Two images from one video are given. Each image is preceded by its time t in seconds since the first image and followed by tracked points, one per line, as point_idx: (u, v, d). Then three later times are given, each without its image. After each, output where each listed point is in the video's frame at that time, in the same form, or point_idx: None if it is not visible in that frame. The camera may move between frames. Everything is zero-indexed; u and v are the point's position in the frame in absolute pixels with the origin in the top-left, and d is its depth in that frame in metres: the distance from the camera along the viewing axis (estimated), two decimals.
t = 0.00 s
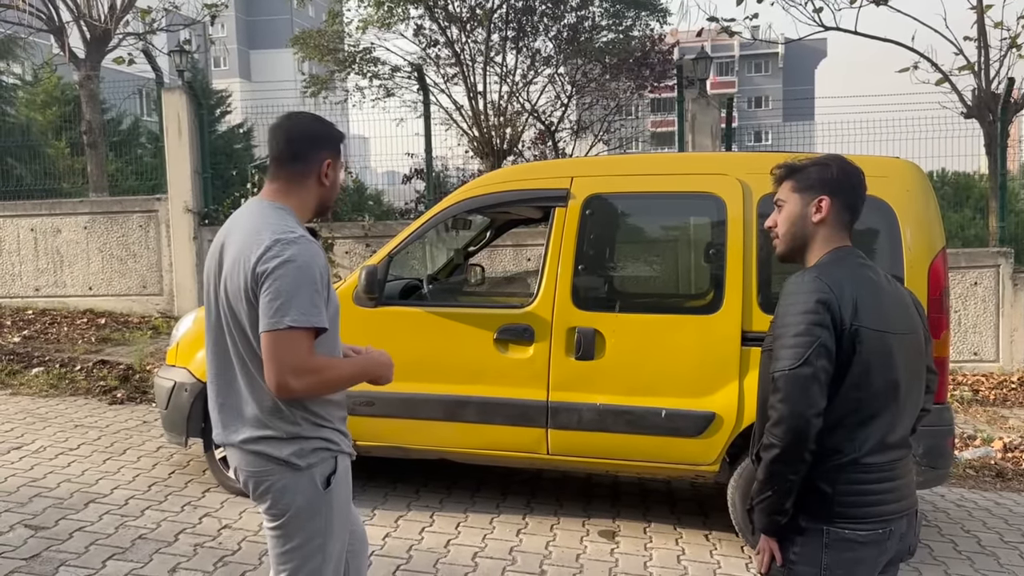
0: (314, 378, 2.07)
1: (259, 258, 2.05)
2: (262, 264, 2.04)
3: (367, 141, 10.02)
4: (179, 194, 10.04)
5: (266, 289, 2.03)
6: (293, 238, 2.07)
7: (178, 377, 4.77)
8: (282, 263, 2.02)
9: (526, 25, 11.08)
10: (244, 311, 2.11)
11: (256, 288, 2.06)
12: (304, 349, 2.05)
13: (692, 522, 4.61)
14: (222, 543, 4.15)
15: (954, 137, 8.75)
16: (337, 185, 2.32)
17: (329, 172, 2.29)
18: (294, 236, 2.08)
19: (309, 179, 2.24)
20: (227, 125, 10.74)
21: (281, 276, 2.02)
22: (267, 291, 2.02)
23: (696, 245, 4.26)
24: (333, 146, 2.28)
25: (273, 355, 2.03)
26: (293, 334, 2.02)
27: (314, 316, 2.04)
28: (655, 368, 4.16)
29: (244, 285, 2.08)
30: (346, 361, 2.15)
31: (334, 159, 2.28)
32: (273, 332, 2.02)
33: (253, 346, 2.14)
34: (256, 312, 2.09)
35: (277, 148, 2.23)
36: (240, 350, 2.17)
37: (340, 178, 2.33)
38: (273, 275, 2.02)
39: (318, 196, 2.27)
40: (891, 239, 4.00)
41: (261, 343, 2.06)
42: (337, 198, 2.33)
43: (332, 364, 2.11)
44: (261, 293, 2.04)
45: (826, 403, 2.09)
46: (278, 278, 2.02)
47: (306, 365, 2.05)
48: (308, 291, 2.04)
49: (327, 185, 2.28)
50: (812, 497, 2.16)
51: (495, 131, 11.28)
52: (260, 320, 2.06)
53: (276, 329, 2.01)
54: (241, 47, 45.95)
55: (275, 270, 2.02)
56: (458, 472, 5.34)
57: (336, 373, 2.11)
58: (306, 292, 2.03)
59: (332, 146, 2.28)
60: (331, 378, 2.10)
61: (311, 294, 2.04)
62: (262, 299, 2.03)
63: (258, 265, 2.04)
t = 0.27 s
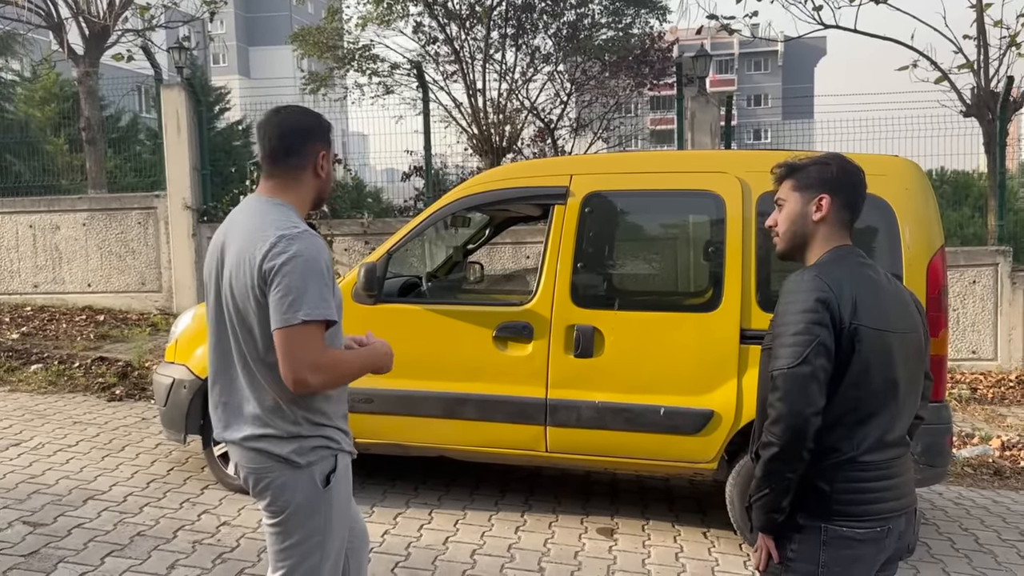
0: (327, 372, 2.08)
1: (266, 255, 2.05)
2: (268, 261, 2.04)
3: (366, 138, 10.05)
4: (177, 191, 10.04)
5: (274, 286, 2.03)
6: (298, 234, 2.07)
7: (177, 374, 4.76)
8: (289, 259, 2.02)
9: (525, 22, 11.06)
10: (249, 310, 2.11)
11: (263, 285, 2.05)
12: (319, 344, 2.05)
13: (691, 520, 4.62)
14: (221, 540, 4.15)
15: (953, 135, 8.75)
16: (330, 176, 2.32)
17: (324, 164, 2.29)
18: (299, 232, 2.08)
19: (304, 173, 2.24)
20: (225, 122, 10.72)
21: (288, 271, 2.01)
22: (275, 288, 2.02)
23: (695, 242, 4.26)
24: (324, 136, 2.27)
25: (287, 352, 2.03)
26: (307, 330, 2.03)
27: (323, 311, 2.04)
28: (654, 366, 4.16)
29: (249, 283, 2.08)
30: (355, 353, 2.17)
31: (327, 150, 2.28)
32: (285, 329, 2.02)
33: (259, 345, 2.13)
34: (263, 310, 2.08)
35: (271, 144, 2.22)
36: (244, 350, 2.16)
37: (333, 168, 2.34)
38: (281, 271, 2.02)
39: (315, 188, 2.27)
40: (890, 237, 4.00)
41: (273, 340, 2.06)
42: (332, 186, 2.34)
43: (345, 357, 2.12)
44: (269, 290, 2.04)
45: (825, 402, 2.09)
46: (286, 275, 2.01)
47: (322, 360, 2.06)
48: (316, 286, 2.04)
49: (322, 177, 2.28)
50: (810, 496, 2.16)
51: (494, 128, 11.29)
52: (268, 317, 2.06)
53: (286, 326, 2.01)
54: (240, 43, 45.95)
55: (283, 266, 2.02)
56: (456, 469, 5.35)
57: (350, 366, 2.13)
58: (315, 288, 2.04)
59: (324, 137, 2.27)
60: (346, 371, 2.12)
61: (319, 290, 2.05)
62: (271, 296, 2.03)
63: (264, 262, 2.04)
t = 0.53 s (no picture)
0: (346, 357, 2.12)
1: (261, 250, 2.03)
2: (264, 254, 2.02)
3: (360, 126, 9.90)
4: (171, 177, 9.99)
5: (273, 282, 2.02)
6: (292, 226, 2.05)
7: (171, 361, 4.75)
8: (287, 254, 2.01)
9: (521, 10, 10.98)
10: (249, 305, 2.10)
11: (261, 280, 2.05)
12: (332, 334, 2.07)
13: (684, 508, 4.64)
14: (215, 527, 4.15)
15: (949, 127, 8.75)
16: (325, 163, 2.32)
17: (318, 151, 2.29)
18: (293, 224, 2.06)
19: (299, 159, 2.23)
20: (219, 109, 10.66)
21: (287, 267, 2.00)
22: (276, 284, 2.01)
23: (691, 232, 4.25)
24: (317, 124, 2.26)
25: (306, 350, 2.06)
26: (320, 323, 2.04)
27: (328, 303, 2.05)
28: (648, 356, 4.16)
29: (247, 278, 2.07)
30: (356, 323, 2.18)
31: (323, 137, 2.28)
32: (298, 328, 2.03)
33: (259, 339, 2.13)
34: (264, 305, 2.08)
35: (263, 130, 2.20)
36: (242, 343, 2.16)
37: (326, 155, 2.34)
38: (280, 267, 2.01)
39: (308, 175, 2.28)
40: (885, 227, 4.00)
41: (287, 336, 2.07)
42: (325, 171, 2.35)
43: (352, 334, 2.14)
44: (269, 286, 2.03)
45: (818, 391, 2.09)
46: (285, 270, 2.01)
47: (338, 349, 2.09)
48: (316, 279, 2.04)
49: (314, 163, 2.28)
50: (803, 484, 2.17)
51: (490, 117, 11.26)
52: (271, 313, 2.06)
53: (295, 322, 2.02)
54: (235, 29, 45.68)
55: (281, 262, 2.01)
56: (451, 457, 5.36)
57: (359, 341, 2.16)
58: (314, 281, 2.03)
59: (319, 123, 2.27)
60: (357, 347, 2.15)
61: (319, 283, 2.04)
62: (271, 292, 2.02)
63: (261, 257, 2.03)
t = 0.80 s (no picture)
0: (329, 360, 2.09)
1: (258, 247, 2.03)
2: (261, 252, 2.03)
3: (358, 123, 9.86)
4: (170, 175, 9.98)
5: (268, 279, 2.02)
6: (289, 223, 2.05)
7: (171, 359, 4.75)
8: (282, 251, 2.01)
9: (520, 7, 10.98)
10: (245, 301, 2.10)
11: (257, 277, 2.05)
12: (319, 334, 2.05)
13: (683, 506, 4.64)
14: (214, 525, 4.15)
15: (948, 125, 8.75)
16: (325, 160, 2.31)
17: (318, 148, 2.28)
18: (291, 221, 2.06)
19: (296, 157, 2.23)
20: (218, 106, 10.64)
21: (282, 264, 2.00)
22: (270, 281, 2.01)
23: (690, 230, 4.25)
24: (316, 121, 2.26)
25: (289, 349, 2.03)
26: (306, 322, 2.02)
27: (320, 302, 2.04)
28: (648, 353, 4.16)
29: (244, 274, 2.07)
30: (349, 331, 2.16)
31: (321, 135, 2.27)
32: (284, 325, 2.01)
33: (256, 335, 2.13)
34: (260, 302, 2.08)
35: (262, 127, 2.20)
36: (241, 339, 2.16)
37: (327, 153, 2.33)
38: (275, 264, 2.00)
39: (307, 172, 2.27)
40: (884, 226, 4.00)
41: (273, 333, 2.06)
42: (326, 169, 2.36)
43: (342, 340, 2.12)
44: (264, 283, 2.03)
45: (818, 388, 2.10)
46: (280, 267, 2.00)
47: (322, 350, 2.06)
48: (310, 277, 2.03)
49: (313, 162, 2.28)
50: (802, 482, 2.17)
51: (489, 115, 11.25)
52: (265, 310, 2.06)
53: (285, 319, 2.01)
54: (234, 27, 45.66)
55: (276, 259, 2.01)
56: (450, 455, 5.36)
57: (348, 348, 2.13)
58: (308, 279, 2.03)
59: (316, 120, 2.26)
60: (344, 353, 2.12)
61: (313, 281, 2.04)
62: (265, 289, 2.02)
63: (257, 253, 2.03)
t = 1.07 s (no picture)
0: (311, 361, 2.07)
1: (246, 245, 2.03)
2: (248, 251, 2.03)
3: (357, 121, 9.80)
4: (169, 174, 9.97)
5: (255, 277, 2.02)
6: (277, 221, 2.05)
7: (170, 357, 4.75)
8: (269, 249, 2.01)
9: (520, 5, 10.97)
10: (236, 298, 2.10)
11: (245, 275, 2.05)
12: (302, 334, 2.04)
13: (683, 504, 4.64)
14: (214, 523, 4.16)
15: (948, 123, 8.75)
16: (313, 155, 2.25)
17: (303, 143, 2.23)
18: (280, 219, 2.06)
19: (278, 154, 2.21)
20: (217, 105, 10.63)
21: (268, 262, 2.00)
22: (257, 278, 2.01)
23: (690, 228, 4.25)
24: (306, 116, 2.23)
25: (270, 348, 2.03)
26: (289, 321, 2.02)
27: (306, 301, 2.03)
28: (647, 351, 4.16)
29: (234, 272, 2.07)
30: (339, 336, 2.15)
31: (303, 128, 2.22)
32: (267, 321, 2.01)
33: (249, 332, 2.13)
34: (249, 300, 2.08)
35: (251, 127, 2.23)
36: (236, 336, 2.16)
37: (318, 147, 2.26)
38: (261, 262, 2.01)
39: (293, 169, 2.23)
40: (883, 224, 4.00)
41: (257, 331, 2.06)
42: (325, 167, 2.30)
43: (328, 343, 2.11)
44: (251, 281, 2.03)
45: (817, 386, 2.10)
46: (267, 265, 2.00)
47: (304, 350, 2.05)
48: (297, 275, 2.02)
49: (301, 157, 2.23)
50: (801, 480, 2.17)
51: (488, 113, 11.25)
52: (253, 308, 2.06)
53: (270, 317, 2.01)
54: (234, 25, 45.65)
55: (262, 257, 2.01)
56: (449, 453, 5.36)
57: (333, 352, 2.12)
58: (295, 277, 2.02)
59: (299, 115, 2.22)
60: (328, 357, 2.11)
61: (300, 279, 2.03)
62: (252, 287, 2.02)
63: (245, 251, 2.03)
